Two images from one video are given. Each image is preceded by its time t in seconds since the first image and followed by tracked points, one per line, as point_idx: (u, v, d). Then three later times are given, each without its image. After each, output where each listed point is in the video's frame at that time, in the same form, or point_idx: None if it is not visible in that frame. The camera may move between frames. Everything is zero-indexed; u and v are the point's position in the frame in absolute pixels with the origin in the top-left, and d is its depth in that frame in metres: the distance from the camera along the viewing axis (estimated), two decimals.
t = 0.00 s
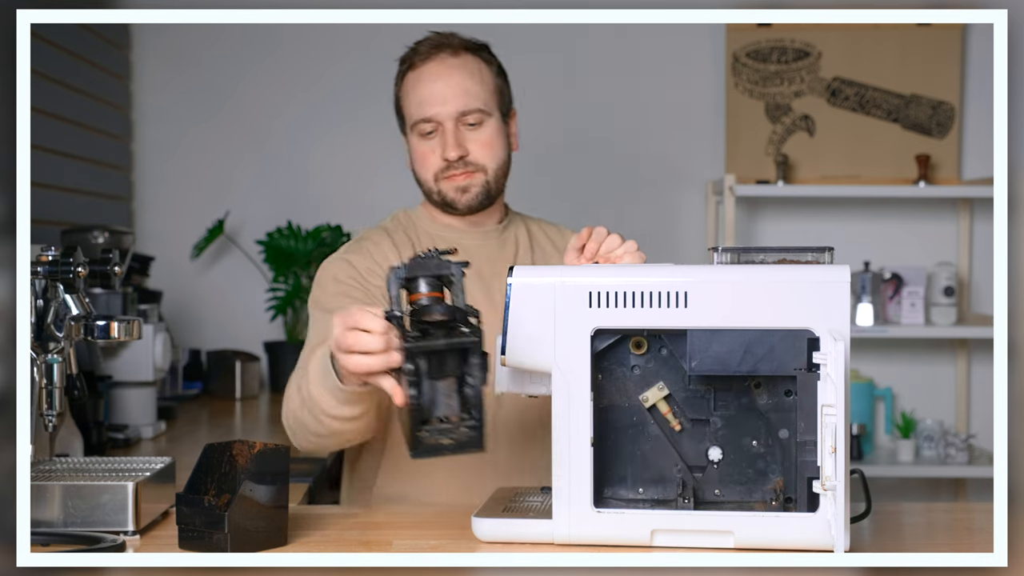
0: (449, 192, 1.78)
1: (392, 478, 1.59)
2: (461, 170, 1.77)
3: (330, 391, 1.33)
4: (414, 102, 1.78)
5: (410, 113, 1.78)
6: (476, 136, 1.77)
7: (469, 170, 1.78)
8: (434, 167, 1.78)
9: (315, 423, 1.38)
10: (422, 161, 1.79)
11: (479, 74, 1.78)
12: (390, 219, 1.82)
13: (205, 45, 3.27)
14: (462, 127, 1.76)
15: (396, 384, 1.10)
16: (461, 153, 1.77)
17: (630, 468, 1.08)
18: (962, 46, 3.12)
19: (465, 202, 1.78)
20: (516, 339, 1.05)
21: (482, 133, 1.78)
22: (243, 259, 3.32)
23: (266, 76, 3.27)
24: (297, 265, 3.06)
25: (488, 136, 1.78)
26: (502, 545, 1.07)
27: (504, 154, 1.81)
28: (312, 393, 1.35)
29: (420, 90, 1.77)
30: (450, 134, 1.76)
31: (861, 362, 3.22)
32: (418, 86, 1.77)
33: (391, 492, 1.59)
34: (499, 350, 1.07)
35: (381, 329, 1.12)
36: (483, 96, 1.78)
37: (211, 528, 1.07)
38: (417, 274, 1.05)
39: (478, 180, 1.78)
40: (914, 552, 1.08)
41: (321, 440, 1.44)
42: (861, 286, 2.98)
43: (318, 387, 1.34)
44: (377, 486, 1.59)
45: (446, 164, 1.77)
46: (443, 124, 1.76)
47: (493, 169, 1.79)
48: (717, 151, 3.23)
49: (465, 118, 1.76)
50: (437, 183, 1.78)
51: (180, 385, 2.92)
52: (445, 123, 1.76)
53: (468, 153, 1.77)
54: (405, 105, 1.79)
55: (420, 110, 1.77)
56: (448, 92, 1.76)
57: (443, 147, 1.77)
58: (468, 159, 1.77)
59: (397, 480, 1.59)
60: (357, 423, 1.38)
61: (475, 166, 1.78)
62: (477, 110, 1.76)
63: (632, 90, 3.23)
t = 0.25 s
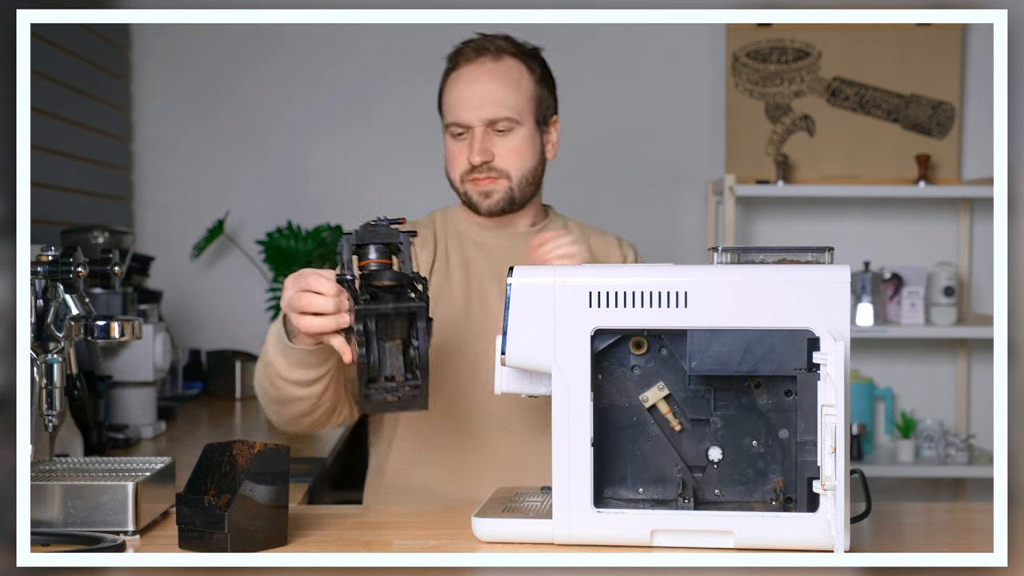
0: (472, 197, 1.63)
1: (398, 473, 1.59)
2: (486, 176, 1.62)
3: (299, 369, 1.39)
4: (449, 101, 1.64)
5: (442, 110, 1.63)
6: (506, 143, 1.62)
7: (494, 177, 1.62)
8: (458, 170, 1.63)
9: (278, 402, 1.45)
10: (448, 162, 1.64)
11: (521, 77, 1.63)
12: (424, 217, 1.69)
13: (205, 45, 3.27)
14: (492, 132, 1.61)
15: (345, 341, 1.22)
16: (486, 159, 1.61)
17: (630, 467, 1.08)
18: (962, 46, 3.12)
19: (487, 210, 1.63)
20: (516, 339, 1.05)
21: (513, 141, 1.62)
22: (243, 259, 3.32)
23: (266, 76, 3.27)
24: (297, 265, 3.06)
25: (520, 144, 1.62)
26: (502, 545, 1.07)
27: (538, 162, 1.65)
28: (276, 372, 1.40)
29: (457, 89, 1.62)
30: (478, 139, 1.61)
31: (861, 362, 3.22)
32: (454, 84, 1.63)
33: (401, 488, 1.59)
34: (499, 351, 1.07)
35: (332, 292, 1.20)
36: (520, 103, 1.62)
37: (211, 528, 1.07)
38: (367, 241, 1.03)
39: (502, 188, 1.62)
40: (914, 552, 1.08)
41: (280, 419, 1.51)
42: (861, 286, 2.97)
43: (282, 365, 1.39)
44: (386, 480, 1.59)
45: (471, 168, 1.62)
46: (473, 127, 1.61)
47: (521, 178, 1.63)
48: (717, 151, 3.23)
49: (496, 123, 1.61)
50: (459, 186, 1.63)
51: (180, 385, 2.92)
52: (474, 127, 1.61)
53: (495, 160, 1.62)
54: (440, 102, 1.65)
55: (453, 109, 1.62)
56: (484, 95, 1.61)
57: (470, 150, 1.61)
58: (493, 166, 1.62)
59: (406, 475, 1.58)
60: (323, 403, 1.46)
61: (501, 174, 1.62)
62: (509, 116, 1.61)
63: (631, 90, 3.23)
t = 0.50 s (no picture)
0: (471, 202, 1.56)
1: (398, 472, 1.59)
2: (488, 184, 1.55)
3: (280, 372, 1.38)
4: (459, 103, 1.56)
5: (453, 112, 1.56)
6: (513, 154, 1.54)
7: (496, 186, 1.55)
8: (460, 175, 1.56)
9: (260, 405, 1.45)
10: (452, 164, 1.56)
11: (536, 87, 1.57)
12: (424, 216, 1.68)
13: (205, 45, 3.27)
14: (500, 140, 1.54)
15: (338, 338, 1.22)
16: (491, 167, 1.53)
17: (630, 467, 1.08)
18: (962, 46, 3.12)
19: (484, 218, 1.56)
20: (516, 339, 1.05)
21: (520, 153, 1.54)
22: (243, 259, 3.32)
23: (266, 76, 3.27)
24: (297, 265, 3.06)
25: (526, 157, 1.55)
26: (502, 545, 1.07)
27: (543, 176, 1.58)
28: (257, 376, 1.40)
29: (471, 91, 1.54)
30: (485, 146, 1.53)
31: (861, 362, 3.22)
32: (467, 85, 1.55)
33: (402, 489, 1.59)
34: (499, 351, 1.07)
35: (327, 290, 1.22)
36: (532, 116, 1.55)
37: (211, 528, 1.07)
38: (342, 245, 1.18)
39: (502, 199, 1.55)
40: (914, 552, 1.08)
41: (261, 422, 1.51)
42: (861, 286, 2.98)
43: (263, 367, 1.38)
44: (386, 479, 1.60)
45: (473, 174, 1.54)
46: (481, 132, 1.53)
47: (525, 191, 1.56)
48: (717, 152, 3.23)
49: (505, 132, 1.54)
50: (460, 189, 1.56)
51: (180, 385, 2.92)
52: (483, 132, 1.53)
53: (500, 169, 1.54)
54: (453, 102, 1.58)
55: (463, 112, 1.54)
56: (496, 100, 1.54)
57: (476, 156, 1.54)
58: (497, 175, 1.54)
59: (404, 475, 1.59)
60: (305, 407, 1.46)
61: (504, 183, 1.55)
62: (520, 127, 1.54)
63: (631, 90, 3.23)
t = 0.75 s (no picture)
0: (453, 215, 1.53)
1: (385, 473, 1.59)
2: (470, 198, 1.51)
3: (279, 385, 1.41)
4: (440, 113, 1.51)
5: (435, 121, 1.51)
6: (496, 167, 1.50)
7: (478, 200, 1.51)
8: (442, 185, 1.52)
9: (251, 412, 1.47)
10: (434, 175, 1.52)
11: (520, 97, 1.52)
12: (407, 214, 1.64)
13: (205, 45, 3.27)
14: (482, 153, 1.49)
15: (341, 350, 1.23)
16: (472, 180, 1.49)
17: (630, 467, 1.08)
18: (962, 46, 3.12)
19: (467, 231, 1.53)
20: (516, 339, 1.05)
21: (503, 166, 1.50)
22: (243, 259, 3.32)
23: (266, 76, 3.27)
24: (297, 265, 3.06)
25: (509, 170, 1.50)
26: (502, 545, 1.07)
27: (525, 186, 1.54)
28: (256, 385, 1.42)
29: (453, 101, 1.49)
30: (466, 158, 1.48)
31: (861, 362, 3.22)
32: (450, 94, 1.50)
33: (389, 489, 1.59)
34: (499, 351, 1.07)
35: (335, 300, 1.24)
36: (515, 128, 1.50)
37: (211, 528, 1.07)
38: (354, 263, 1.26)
39: (485, 212, 1.52)
40: (914, 552, 1.08)
41: (247, 428, 1.52)
42: (861, 286, 2.98)
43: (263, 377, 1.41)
44: (373, 480, 1.60)
45: (455, 187, 1.50)
46: (463, 144, 1.48)
47: (507, 203, 1.52)
48: (717, 151, 3.23)
49: (487, 144, 1.49)
50: (441, 201, 1.52)
51: (180, 385, 2.92)
52: (465, 144, 1.48)
53: (481, 182, 1.50)
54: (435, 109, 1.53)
55: (444, 122, 1.50)
56: (478, 111, 1.49)
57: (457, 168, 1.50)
58: (478, 188, 1.50)
59: (391, 476, 1.59)
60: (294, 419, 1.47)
61: (486, 197, 1.51)
62: (502, 139, 1.49)
63: (631, 90, 3.23)
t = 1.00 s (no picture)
0: (441, 232, 1.49)
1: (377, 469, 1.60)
2: (456, 215, 1.47)
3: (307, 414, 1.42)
4: (420, 129, 1.45)
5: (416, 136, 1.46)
6: (480, 182, 1.45)
7: (464, 217, 1.47)
8: (427, 203, 1.47)
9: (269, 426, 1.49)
10: (418, 191, 1.48)
11: (501, 109, 1.47)
12: (390, 215, 1.64)
13: (205, 45, 3.27)
14: (465, 169, 1.44)
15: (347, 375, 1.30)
16: (458, 198, 1.45)
17: (630, 467, 1.08)
18: (962, 46, 3.12)
19: (455, 247, 1.50)
20: (516, 340, 1.05)
21: (487, 181, 1.45)
22: (243, 259, 3.32)
23: (266, 76, 3.27)
24: (297, 265, 3.06)
25: (495, 184, 1.46)
26: (502, 545, 1.07)
27: (510, 197, 1.50)
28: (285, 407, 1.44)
29: (432, 118, 1.43)
30: (450, 175, 1.44)
31: (861, 362, 3.22)
32: (427, 110, 1.44)
33: (381, 485, 1.60)
34: (498, 351, 1.07)
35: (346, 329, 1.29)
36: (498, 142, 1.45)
37: (211, 528, 1.07)
38: (386, 300, 1.22)
39: (473, 228, 1.48)
40: (914, 552, 1.08)
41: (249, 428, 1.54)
42: (861, 286, 2.98)
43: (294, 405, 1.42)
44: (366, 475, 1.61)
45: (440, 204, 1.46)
46: (446, 162, 1.43)
47: (493, 216, 1.49)
48: (717, 151, 3.23)
49: (470, 162, 1.44)
50: (427, 218, 1.49)
51: (180, 385, 2.92)
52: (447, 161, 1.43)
53: (466, 198, 1.46)
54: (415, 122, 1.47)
55: (423, 139, 1.44)
56: (459, 128, 1.43)
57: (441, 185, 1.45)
58: (464, 206, 1.46)
59: (383, 472, 1.59)
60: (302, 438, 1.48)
61: (472, 213, 1.47)
62: (485, 156, 1.44)
63: (631, 90, 3.23)
